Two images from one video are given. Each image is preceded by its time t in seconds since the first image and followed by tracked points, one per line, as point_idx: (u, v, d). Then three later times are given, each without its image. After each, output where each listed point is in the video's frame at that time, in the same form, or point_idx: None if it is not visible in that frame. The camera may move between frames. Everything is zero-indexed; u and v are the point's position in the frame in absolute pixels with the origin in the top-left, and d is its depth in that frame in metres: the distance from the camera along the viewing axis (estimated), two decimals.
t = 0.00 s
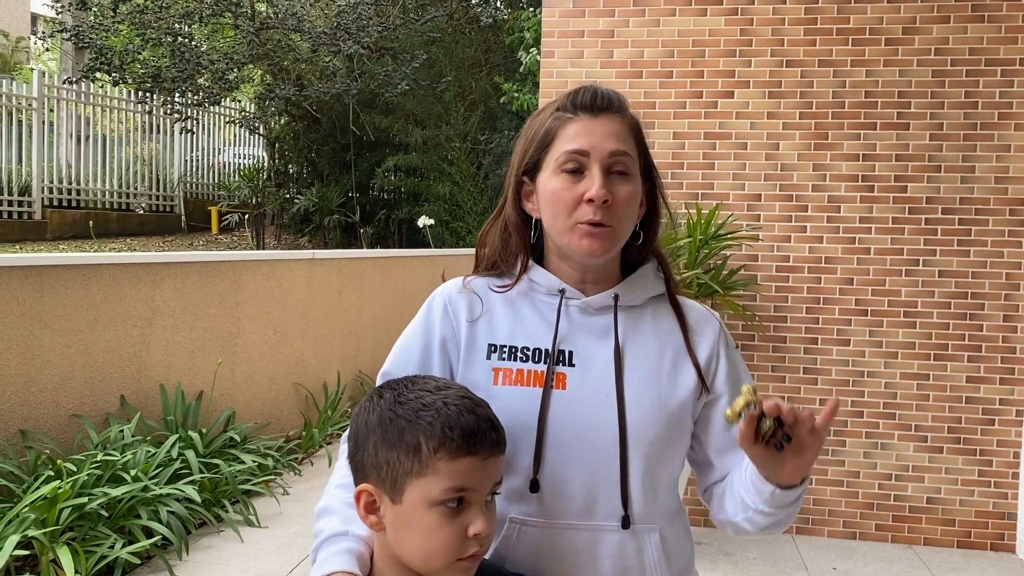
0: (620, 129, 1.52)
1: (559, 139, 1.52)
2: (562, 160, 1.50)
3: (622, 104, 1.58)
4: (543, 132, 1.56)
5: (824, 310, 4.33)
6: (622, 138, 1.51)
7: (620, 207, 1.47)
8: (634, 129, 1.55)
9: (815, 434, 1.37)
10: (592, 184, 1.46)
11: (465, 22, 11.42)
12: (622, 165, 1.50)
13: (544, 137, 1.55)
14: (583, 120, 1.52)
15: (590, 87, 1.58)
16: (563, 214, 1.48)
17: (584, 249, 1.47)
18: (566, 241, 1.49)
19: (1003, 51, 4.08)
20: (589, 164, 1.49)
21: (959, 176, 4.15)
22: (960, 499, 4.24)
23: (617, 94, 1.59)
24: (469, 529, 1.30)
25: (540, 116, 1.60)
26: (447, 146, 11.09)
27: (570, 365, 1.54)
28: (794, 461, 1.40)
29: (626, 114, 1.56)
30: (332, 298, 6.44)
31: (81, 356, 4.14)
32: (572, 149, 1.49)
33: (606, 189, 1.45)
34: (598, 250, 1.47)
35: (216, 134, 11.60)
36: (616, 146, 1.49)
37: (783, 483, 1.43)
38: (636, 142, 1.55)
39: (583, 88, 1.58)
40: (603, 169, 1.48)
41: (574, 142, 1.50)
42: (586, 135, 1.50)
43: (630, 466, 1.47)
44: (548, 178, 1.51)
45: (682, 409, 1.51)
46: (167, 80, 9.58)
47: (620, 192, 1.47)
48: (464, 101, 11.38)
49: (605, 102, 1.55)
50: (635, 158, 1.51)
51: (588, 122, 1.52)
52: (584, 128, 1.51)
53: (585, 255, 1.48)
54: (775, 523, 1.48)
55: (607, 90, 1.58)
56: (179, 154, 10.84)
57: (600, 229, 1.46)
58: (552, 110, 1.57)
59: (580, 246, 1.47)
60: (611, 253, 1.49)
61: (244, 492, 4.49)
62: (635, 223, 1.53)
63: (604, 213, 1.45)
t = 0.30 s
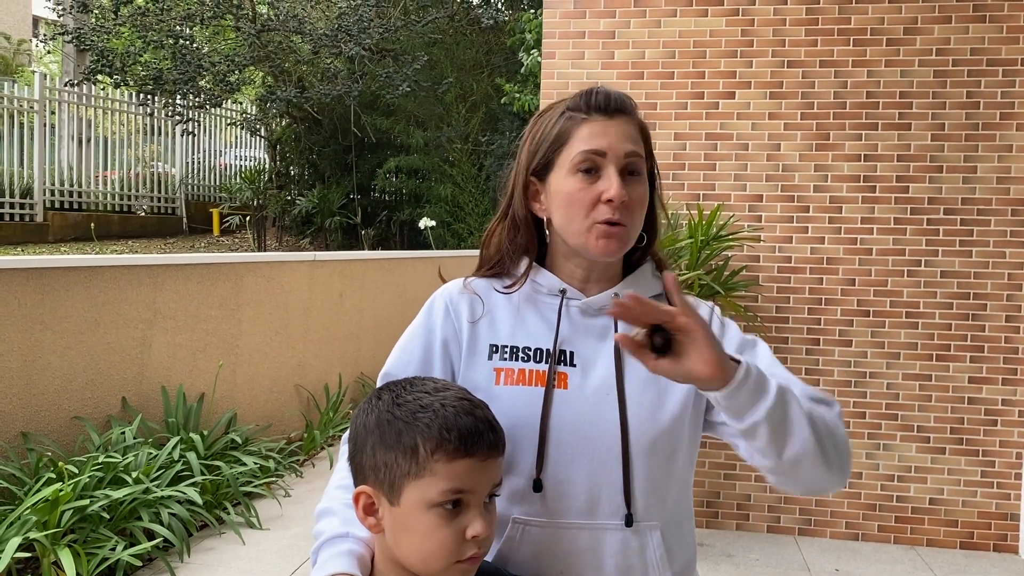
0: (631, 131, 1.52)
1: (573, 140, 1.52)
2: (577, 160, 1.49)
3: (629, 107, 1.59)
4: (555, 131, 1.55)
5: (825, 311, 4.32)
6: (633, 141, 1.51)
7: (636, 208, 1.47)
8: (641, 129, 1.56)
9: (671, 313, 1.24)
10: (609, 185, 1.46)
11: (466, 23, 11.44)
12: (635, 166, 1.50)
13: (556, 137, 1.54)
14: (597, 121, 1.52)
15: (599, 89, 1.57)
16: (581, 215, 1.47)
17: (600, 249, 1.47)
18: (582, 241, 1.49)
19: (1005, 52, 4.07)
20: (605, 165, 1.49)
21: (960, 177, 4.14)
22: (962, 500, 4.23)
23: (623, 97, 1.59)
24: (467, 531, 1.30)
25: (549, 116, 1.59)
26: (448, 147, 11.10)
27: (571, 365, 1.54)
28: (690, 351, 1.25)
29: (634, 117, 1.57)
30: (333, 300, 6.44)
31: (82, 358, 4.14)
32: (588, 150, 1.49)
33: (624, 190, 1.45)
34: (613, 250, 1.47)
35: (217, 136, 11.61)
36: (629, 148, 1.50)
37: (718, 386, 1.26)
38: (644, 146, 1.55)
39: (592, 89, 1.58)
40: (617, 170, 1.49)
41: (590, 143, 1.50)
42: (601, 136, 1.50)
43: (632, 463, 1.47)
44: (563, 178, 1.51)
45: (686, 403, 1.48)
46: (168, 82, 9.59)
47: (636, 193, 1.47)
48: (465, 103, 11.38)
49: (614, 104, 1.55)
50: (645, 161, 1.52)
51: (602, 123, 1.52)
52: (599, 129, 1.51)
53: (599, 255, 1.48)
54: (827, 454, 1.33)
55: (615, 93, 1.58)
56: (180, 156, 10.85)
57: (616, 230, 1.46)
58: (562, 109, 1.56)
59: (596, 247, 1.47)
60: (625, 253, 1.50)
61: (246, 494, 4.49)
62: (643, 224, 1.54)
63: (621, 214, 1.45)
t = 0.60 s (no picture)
0: (570, 129, 1.52)
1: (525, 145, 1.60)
2: (521, 164, 1.58)
3: (594, 102, 1.56)
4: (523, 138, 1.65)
5: (827, 311, 4.32)
6: (567, 138, 1.51)
7: (554, 205, 1.49)
8: (598, 126, 1.53)
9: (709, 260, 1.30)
10: (527, 186, 1.52)
11: (467, 25, 11.46)
12: (564, 163, 1.51)
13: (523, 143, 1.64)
14: (542, 124, 1.56)
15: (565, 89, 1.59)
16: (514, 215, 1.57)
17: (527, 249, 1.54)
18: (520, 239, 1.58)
19: (1006, 51, 4.07)
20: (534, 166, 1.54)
21: (961, 176, 4.14)
22: (964, 500, 4.22)
23: (590, 93, 1.57)
24: (467, 533, 1.29)
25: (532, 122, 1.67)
26: (449, 149, 11.10)
27: (567, 365, 1.54)
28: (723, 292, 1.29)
29: (590, 112, 1.54)
30: (334, 301, 6.44)
31: (84, 359, 4.14)
32: (525, 154, 1.56)
33: (535, 189, 1.50)
34: (538, 249, 1.52)
35: (218, 137, 11.62)
36: (558, 147, 1.51)
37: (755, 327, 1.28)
38: (594, 141, 1.52)
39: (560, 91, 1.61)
40: (545, 170, 1.52)
41: (528, 146, 1.56)
42: (537, 137, 1.55)
43: (627, 464, 1.46)
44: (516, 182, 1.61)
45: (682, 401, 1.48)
46: (168, 83, 9.51)
47: (554, 191, 1.50)
48: (465, 104, 11.38)
49: (565, 103, 1.56)
50: (580, 156, 1.50)
51: (544, 125, 1.56)
52: (539, 132, 1.55)
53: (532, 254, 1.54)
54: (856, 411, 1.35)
55: (580, 91, 1.58)
56: (181, 158, 10.86)
57: (536, 228, 1.51)
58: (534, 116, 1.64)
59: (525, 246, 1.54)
60: (556, 252, 1.52)
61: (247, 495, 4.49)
62: (595, 219, 1.52)
63: (534, 213, 1.51)
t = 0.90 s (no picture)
0: (580, 129, 1.52)
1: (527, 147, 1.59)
2: (527, 165, 1.56)
3: (595, 104, 1.57)
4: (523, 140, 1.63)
5: (827, 311, 4.32)
6: (579, 138, 1.51)
7: (574, 205, 1.49)
8: (608, 125, 1.54)
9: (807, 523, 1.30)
10: (542, 186, 1.51)
11: (467, 25, 11.46)
12: (579, 163, 1.51)
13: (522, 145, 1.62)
14: (547, 125, 1.56)
15: (564, 91, 1.60)
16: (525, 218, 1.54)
17: (543, 250, 1.51)
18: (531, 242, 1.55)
19: (1006, 51, 4.07)
20: (545, 166, 1.52)
21: (963, 176, 4.13)
22: (966, 500, 4.22)
23: (591, 95, 1.58)
24: (466, 532, 1.30)
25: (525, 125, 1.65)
26: (450, 149, 11.10)
27: (571, 367, 1.54)
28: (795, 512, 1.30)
29: (594, 114, 1.55)
30: (335, 302, 6.44)
31: (84, 360, 4.14)
32: (532, 154, 1.54)
33: (554, 189, 1.49)
34: (556, 250, 1.50)
35: (218, 138, 11.62)
36: (570, 146, 1.51)
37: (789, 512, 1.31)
38: (603, 140, 1.53)
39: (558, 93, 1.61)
40: (557, 169, 1.51)
41: (536, 147, 1.55)
42: (546, 138, 1.54)
43: (631, 467, 1.46)
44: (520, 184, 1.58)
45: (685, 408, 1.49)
46: (168, 84, 9.49)
47: (573, 191, 1.49)
48: (465, 104, 11.37)
49: (569, 104, 1.57)
50: (594, 156, 1.51)
51: (550, 126, 1.55)
52: (546, 132, 1.55)
53: (546, 256, 1.52)
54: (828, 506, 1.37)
55: (580, 92, 1.59)
56: (182, 159, 10.86)
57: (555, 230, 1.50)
58: (530, 118, 1.63)
59: (541, 249, 1.52)
60: (579, 254, 1.51)
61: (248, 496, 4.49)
62: (607, 220, 1.53)
63: (555, 213, 1.49)
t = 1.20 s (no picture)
0: (564, 126, 1.54)
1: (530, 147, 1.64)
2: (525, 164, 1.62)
3: (591, 101, 1.58)
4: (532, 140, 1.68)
5: (828, 311, 4.32)
6: (560, 135, 1.54)
7: (548, 200, 1.52)
8: (595, 121, 1.54)
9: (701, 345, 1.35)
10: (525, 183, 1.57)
11: (467, 25, 11.45)
12: (557, 159, 1.53)
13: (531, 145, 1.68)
14: (541, 124, 1.60)
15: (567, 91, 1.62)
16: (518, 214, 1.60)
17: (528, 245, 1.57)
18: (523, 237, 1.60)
19: (1007, 51, 4.06)
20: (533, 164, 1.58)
21: (964, 176, 4.13)
22: (967, 500, 4.22)
23: (590, 92, 1.59)
24: (470, 525, 1.29)
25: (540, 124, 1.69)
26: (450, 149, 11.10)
27: (580, 366, 1.54)
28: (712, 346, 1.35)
29: (585, 111, 1.56)
30: (335, 302, 6.44)
31: (85, 360, 4.14)
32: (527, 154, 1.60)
33: (530, 184, 1.54)
34: (536, 244, 1.55)
35: (218, 138, 11.61)
36: (551, 144, 1.54)
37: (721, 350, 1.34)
38: (586, 136, 1.53)
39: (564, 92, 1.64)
40: (540, 167, 1.55)
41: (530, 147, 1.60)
42: (536, 137, 1.58)
43: (638, 466, 1.47)
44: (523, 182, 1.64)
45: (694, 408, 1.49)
46: (169, 84, 9.50)
47: (547, 186, 1.52)
48: (466, 104, 11.36)
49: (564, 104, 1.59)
50: (572, 151, 1.52)
51: (543, 125, 1.59)
52: (537, 132, 1.59)
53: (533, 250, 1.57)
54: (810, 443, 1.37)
55: (580, 91, 1.60)
56: (182, 159, 10.86)
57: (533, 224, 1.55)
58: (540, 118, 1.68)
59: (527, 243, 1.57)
60: (554, 247, 1.55)
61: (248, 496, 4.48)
62: (589, 215, 1.53)
63: (531, 208, 1.54)
